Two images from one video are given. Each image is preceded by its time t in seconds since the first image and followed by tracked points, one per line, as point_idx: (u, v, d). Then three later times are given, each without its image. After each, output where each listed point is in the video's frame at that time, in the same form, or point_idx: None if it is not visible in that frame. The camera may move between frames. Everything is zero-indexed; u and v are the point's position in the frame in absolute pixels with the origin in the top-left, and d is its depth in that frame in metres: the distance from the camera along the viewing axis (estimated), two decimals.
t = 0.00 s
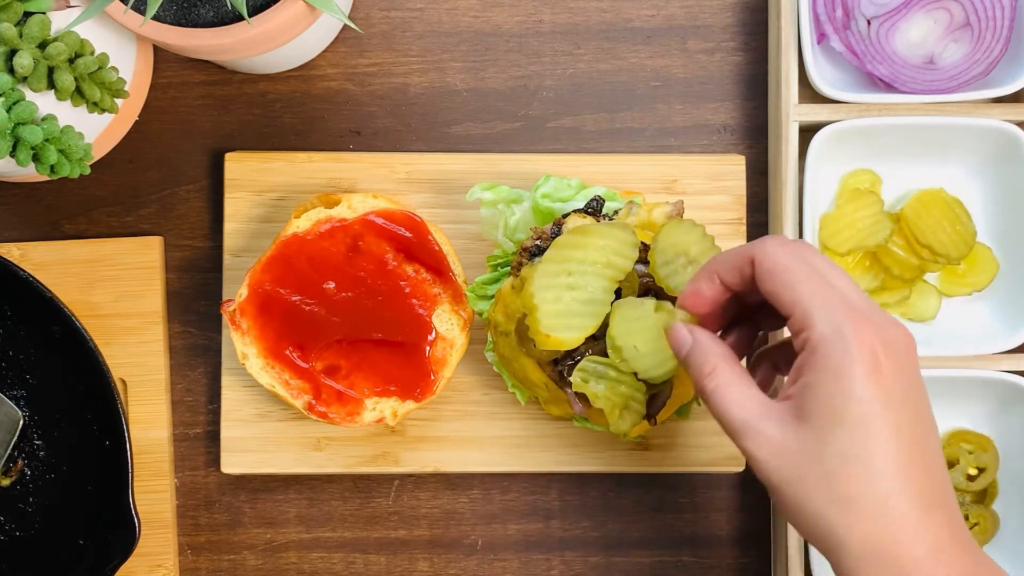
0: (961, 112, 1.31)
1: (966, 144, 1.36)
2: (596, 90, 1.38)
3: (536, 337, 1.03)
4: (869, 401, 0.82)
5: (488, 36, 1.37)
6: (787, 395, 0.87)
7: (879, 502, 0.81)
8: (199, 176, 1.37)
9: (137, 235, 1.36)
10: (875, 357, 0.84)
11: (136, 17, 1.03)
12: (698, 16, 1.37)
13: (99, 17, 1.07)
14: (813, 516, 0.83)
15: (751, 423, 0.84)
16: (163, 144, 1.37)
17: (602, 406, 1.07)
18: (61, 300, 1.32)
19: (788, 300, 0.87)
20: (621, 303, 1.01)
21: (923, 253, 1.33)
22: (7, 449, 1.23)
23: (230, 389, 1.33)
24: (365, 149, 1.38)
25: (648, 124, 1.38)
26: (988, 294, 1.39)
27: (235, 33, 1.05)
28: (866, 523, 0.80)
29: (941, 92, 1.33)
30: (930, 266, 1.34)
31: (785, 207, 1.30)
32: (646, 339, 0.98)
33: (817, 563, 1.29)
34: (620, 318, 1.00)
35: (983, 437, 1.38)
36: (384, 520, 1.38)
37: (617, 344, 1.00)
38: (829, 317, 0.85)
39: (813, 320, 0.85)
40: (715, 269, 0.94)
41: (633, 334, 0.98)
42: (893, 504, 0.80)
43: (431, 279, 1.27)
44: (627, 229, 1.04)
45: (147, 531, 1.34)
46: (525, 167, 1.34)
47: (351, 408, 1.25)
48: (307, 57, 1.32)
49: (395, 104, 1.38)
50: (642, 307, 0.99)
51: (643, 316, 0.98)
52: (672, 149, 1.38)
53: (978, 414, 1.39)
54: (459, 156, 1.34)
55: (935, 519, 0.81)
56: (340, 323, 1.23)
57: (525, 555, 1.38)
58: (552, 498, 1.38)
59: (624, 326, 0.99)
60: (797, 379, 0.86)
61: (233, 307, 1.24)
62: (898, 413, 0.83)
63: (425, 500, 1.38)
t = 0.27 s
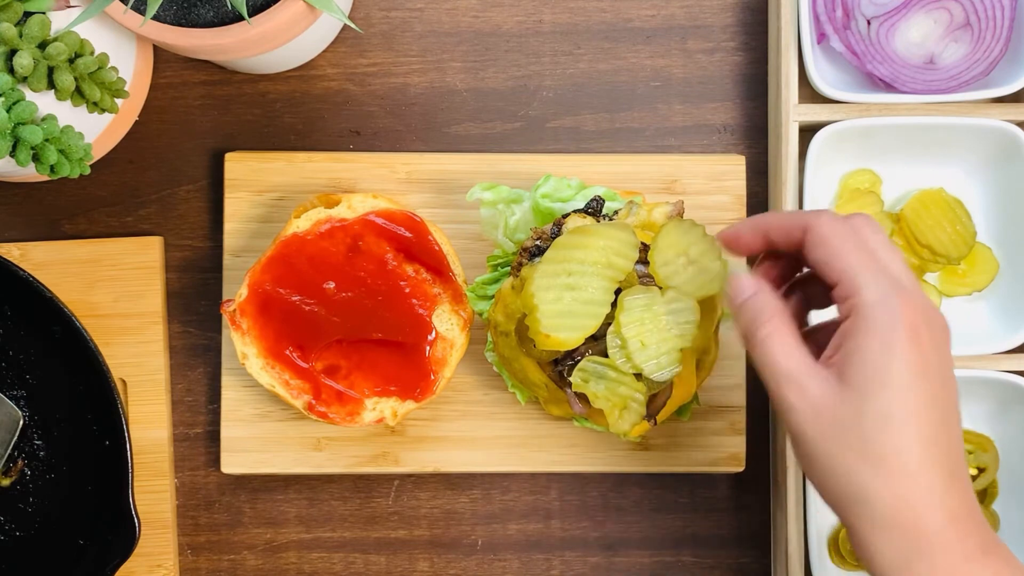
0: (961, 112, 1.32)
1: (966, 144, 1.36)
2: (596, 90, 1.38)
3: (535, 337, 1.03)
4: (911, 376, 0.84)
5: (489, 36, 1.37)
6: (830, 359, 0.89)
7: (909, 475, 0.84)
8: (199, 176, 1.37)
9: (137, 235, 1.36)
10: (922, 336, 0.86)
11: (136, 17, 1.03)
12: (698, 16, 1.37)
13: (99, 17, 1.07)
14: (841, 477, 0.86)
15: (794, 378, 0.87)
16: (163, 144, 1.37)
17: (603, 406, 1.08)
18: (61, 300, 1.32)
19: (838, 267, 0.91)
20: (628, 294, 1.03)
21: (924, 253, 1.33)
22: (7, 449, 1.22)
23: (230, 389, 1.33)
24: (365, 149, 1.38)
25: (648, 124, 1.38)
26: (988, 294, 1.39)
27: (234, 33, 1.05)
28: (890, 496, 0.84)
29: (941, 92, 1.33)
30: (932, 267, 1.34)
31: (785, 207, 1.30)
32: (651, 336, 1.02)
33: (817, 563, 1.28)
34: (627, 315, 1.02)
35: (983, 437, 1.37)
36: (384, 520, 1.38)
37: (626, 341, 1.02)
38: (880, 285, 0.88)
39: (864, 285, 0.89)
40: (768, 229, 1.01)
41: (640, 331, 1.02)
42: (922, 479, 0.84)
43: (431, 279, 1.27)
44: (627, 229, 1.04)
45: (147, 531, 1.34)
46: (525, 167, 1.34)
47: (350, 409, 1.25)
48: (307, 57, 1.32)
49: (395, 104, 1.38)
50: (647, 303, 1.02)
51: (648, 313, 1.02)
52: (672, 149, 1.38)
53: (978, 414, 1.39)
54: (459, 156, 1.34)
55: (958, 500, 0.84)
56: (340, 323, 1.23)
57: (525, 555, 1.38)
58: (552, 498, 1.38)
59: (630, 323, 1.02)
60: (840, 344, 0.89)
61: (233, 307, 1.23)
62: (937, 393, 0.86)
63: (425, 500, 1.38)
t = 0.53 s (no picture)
0: (961, 112, 1.32)
1: (966, 144, 1.36)
2: (596, 90, 1.38)
3: (535, 337, 1.03)
4: (910, 338, 0.93)
5: (489, 36, 1.37)
6: (836, 328, 0.97)
7: (912, 428, 0.92)
8: (199, 176, 1.37)
9: (137, 235, 1.36)
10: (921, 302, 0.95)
11: (136, 17, 1.03)
12: (698, 16, 1.37)
13: (99, 17, 1.07)
14: (850, 433, 0.93)
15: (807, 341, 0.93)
16: (163, 144, 1.37)
17: (602, 407, 1.07)
18: (61, 300, 1.32)
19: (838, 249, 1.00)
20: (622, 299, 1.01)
21: (924, 253, 1.33)
22: (7, 449, 1.22)
23: (230, 389, 1.33)
24: (365, 149, 1.38)
25: (648, 124, 1.38)
26: (988, 294, 1.39)
27: (234, 33, 1.05)
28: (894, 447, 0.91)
29: (941, 92, 1.33)
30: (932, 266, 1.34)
31: (785, 208, 1.30)
32: (649, 338, 1.01)
33: (817, 563, 1.28)
34: (623, 319, 1.00)
35: (982, 437, 1.38)
36: (384, 520, 1.38)
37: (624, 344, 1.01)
38: (879, 259, 0.97)
39: (864, 260, 0.98)
40: (756, 226, 1.12)
41: (637, 334, 1.00)
42: (921, 434, 0.92)
43: (431, 279, 1.27)
44: (624, 231, 1.04)
45: (147, 531, 1.34)
46: (525, 167, 1.34)
47: (350, 408, 1.25)
48: (307, 57, 1.32)
49: (395, 104, 1.38)
50: (643, 306, 1.01)
51: (644, 316, 1.00)
52: (672, 149, 1.38)
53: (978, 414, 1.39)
54: (459, 156, 1.34)
55: (952, 454, 0.93)
56: (340, 323, 1.23)
57: (525, 555, 1.38)
58: (552, 498, 1.38)
59: (627, 326, 1.00)
60: (845, 314, 0.97)
61: (233, 307, 1.23)
62: (933, 355, 0.94)
63: (425, 500, 1.38)
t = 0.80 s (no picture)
0: (961, 112, 1.31)
1: (966, 144, 1.36)
2: (595, 90, 1.38)
3: (533, 338, 1.03)
4: (909, 342, 0.92)
5: (489, 36, 1.37)
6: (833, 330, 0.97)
7: (910, 432, 0.91)
8: (199, 177, 1.37)
9: (137, 235, 1.36)
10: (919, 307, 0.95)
11: (136, 17, 1.03)
12: (698, 16, 1.37)
13: (99, 17, 1.07)
14: (849, 437, 0.93)
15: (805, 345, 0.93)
16: (163, 144, 1.37)
17: (600, 408, 1.08)
18: (61, 300, 1.32)
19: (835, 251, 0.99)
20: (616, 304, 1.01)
21: (923, 253, 1.33)
22: (7, 449, 1.22)
23: (230, 389, 1.33)
24: (365, 149, 1.38)
25: (648, 124, 1.38)
26: (988, 294, 1.39)
27: (234, 33, 1.05)
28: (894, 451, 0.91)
29: (942, 92, 1.33)
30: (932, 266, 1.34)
31: (785, 208, 1.30)
32: (646, 343, 1.00)
33: (817, 563, 1.28)
34: (620, 325, 1.00)
35: (983, 437, 1.38)
36: (384, 520, 1.38)
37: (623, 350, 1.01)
38: (879, 262, 0.97)
39: (863, 262, 0.97)
40: (749, 231, 1.10)
41: (635, 340, 1.00)
42: (920, 437, 0.92)
43: (431, 279, 1.27)
44: (624, 233, 1.04)
45: (147, 531, 1.34)
46: (525, 167, 1.34)
47: (351, 408, 1.25)
48: (307, 57, 1.32)
49: (395, 104, 1.38)
50: (638, 310, 1.01)
51: (640, 321, 1.00)
52: (672, 149, 1.38)
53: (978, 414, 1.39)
54: (459, 156, 1.34)
55: (952, 456, 0.93)
56: (339, 323, 1.23)
57: (525, 555, 1.38)
58: (552, 498, 1.38)
59: (623, 332, 1.00)
60: (844, 315, 0.97)
61: (233, 307, 1.23)
62: (932, 358, 0.94)
63: (425, 500, 1.38)
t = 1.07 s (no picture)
0: (961, 112, 1.32)
1: (966, 144, 1.36)
2: (595, 90, 1.38)
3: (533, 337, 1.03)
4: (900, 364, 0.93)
5: (489, 36, 1.37)
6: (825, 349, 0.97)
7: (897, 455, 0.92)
8: (199, 177, 1.37)
9: (137, 235, 1.36)
10: (932, 360, 0.87)
11: (136, 17, 1.03)
12: (698, 16, 1.37)
13: (99, 17, 1.07)
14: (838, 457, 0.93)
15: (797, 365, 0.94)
16: (162, 144, 1.37)
17: (600, 407, 1.09)
18: (61, 300, 1.32)
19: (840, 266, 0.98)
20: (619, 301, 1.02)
21: (924, 253, 1.33)
22: (7, 450, 1.22)
23: (230, 389, 1.33)
24: (365, 149, 1.38)
25: (648, 124, 1.38)
26: (988, 294, 1.39)
27: (235, 33, 1.05)
28: (877, 519, 0.81)
29: (942, 92, 1.33)
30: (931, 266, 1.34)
31: (785, 208, 1.30)
32: (647, 342, 1.01)
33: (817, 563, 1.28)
34: (621, 325, 1.00)
35: (983, 437, 1.37)
36: (384, 520, 1.38)
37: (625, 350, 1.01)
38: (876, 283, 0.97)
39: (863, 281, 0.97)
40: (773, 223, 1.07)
41: (635, 339, 1.00)
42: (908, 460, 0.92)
43: (431, 279, 1.27)
44: (625, 233, 1.04)
45: (147, 531, 1.34)
46: (525, 167, 1.34)
47: (351, 408, 1.25)
48: (307, 57, 1.32)
49: (395, 104, 1.38)
50: (639, 310, 1.01)
51: (641, 320, 1.01)
52: (672, 149, 1.38)
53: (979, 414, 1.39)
54: (459, 156, 1.34)
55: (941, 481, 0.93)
56: (339, 323, 1.23)
57: (525, 555, 1.38)
58: (552, 498, 1.38)
59: (624, 331, 1.00)
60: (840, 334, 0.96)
61: (233, 307, 1.23)
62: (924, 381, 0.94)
63: (425, 500, 1.38)
